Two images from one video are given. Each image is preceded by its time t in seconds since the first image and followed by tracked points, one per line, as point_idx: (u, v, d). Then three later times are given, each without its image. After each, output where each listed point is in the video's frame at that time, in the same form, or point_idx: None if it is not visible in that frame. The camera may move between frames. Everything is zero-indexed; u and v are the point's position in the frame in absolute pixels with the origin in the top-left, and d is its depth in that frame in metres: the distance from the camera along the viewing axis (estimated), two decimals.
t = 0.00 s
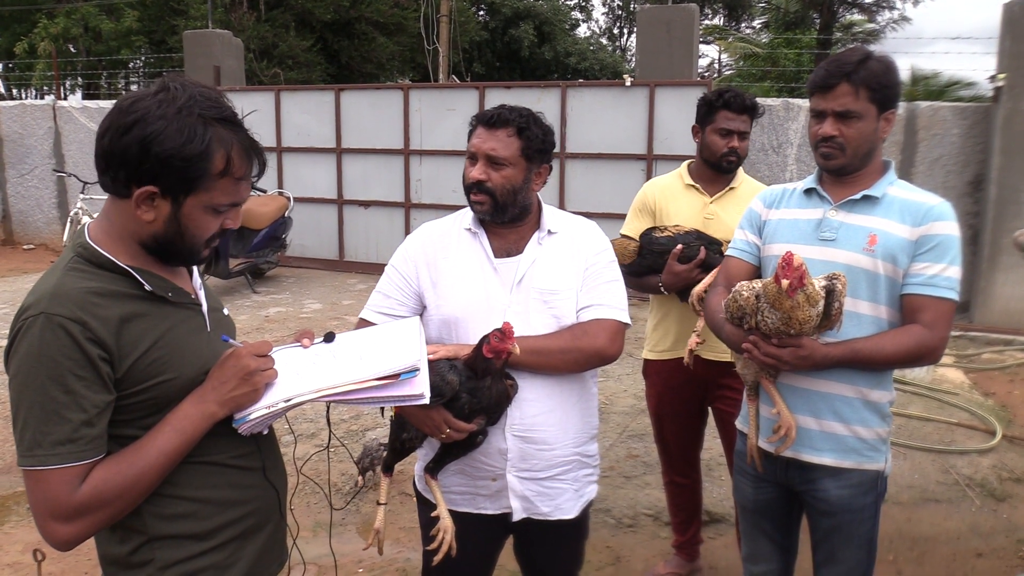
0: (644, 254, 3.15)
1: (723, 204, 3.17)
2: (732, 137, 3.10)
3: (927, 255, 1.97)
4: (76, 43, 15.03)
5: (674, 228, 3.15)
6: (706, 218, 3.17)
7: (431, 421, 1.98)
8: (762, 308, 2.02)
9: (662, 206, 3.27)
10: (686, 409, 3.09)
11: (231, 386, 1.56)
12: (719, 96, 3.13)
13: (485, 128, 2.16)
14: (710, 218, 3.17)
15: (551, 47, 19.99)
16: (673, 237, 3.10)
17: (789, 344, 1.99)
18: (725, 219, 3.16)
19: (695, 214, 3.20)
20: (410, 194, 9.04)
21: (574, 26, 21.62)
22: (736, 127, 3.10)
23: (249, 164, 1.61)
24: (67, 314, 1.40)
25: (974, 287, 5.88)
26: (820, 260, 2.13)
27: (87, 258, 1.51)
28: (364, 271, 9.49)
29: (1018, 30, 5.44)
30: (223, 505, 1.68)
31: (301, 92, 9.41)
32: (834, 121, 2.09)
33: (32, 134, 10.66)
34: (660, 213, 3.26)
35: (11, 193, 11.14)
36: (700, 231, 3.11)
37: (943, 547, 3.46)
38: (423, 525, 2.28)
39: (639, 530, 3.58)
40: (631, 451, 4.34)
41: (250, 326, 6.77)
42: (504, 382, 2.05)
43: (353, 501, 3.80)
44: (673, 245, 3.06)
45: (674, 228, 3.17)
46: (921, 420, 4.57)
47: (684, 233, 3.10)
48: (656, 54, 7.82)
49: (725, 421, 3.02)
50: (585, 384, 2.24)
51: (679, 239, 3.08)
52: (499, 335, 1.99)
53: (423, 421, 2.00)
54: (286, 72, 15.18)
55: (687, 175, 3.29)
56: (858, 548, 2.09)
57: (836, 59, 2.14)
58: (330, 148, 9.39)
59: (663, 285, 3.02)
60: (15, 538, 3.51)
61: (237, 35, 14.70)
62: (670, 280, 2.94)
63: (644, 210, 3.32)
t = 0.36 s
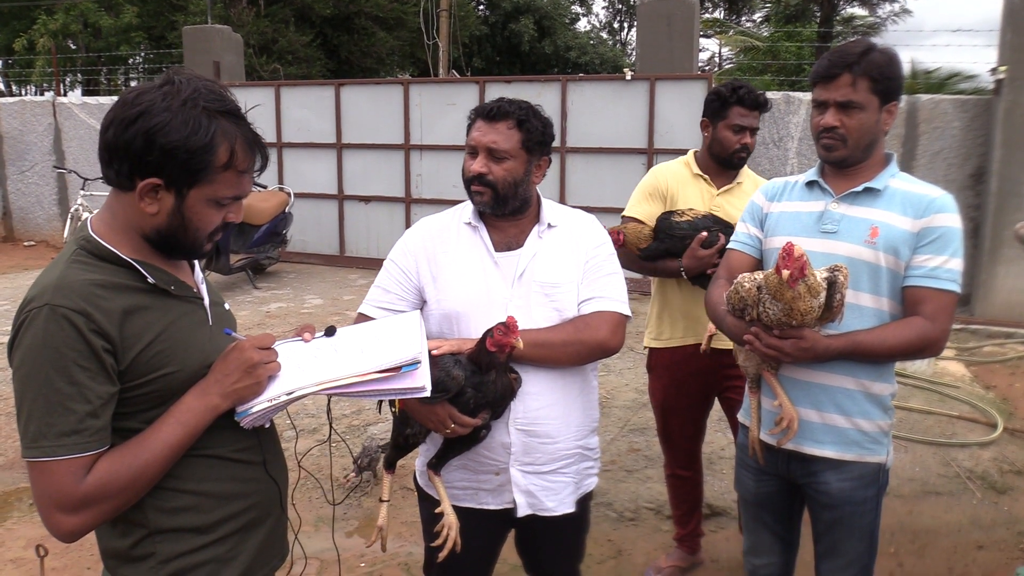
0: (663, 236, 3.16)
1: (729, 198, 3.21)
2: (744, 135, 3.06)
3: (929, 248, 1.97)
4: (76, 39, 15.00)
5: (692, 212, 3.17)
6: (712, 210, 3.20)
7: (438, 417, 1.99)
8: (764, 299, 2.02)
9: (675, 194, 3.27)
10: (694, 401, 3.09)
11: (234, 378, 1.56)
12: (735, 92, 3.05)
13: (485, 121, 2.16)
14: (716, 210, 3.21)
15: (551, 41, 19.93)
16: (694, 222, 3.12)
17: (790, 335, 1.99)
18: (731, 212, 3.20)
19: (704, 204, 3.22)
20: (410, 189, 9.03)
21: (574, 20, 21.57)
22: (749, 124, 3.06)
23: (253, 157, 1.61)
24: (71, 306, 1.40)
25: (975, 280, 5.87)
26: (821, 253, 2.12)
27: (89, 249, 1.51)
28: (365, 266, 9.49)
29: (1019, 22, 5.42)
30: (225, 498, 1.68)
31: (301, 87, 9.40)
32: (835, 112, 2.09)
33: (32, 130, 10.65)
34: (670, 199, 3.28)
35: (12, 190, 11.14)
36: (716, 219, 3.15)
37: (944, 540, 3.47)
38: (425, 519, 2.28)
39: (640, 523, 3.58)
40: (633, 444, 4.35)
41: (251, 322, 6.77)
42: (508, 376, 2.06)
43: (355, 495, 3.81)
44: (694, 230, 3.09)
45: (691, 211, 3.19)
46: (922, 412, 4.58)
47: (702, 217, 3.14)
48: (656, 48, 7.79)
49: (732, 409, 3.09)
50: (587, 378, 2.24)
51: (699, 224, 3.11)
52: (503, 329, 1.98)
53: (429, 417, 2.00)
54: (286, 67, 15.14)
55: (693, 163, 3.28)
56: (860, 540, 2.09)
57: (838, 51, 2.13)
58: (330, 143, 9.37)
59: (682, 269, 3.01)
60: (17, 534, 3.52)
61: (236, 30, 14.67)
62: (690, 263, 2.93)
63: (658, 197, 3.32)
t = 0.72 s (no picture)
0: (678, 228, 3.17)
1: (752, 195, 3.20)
2: (771, 133, 3.06)
3: (929, 245, 1.98)
4: (76, 36, 15.00)
5: (710, 207, 3.17)
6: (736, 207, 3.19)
7: (444, 413, 2.00)
8: (763, 296, 2.02)
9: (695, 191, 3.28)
10: (709, 402, 3.10)
11: (237, 375, 1.56)
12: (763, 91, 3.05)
13: (487, 117, 2.16)
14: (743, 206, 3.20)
15: (552, 38, 19.91)
16: (709, 216, 3.12)
17: (789, 332, 1.99)
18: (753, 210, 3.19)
19: (725, 199, 3.21)
20: (411, 186, 9.03)
21: (575, 17, 21.55)
22: (775, 122, 3.06)
23: (250, 147, 1.62)
24: (74, 303, 1.41)
25: (975, 276, 5.87)
26: (820, 250, 2.13)
27: (92, 247, 1.51)
28: (365, 263, 9.49)
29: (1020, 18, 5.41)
30: (228, 494, 1.69)
31: (301, 84, 9.40)
32: (836, 109, 2.09)
33: (33, 127, 10.65)
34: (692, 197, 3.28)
35: (12, 187, 11.15)
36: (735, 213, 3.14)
37: (944, 536, 3.47)
38: (427, 516, 2.29)
39: (641, 520, 3.59)
40: (633, 441, 4.36)
41: (252, 318, 6.79)
42: (515, 372, 2.06)
43: (356, 492, 3.82)
44: (710, 224, 3.09)
45: (708, 206, 3.19)
46: (922, 409, 4.59)
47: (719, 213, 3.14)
48: (656, 44, 7.79)
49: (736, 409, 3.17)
50: (591, 376, 2.25)
51: (716, 218, 3.11)
52: (511, 326, 1.98)
53: (436, 414, 2.01)
54: (286, 64, 15.13)
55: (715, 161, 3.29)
56: (859, 536, 2.10)
57: (840, 48, 2.14)
58: (331, 140, 9.37)
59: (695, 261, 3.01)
60: (20, 530, 3.54)
61: (236, 27, 14.66)
62: (704, 255, 2.94)
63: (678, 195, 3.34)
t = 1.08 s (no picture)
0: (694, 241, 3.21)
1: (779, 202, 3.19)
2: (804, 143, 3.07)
3: (928, 249, 1.98)
4: (78, 35, 15.02)
5: (726, 219, 3.17)
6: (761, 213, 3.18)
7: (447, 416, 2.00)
8: (763, 299, 2.02)
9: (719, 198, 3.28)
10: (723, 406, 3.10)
11: (240, 377, 1.57)
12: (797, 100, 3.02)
13: (491, 120, 2.17)
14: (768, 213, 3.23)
15: (553, 39, 19.94)
16: (724, 228, 3.13)
17: (789, 336, 2.00)
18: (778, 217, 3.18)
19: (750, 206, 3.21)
20: (412, 187, 9.04)
21: (576, 19, 21.56)
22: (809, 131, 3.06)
23: (242, 133, 1.62)
24: (79, 303, 1.42)
25: (976, 280, 5.87)
26: (820, 254, 2.14)
27: (97, 248, 1.52)
28: (366, 264, 9.50)
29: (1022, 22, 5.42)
30: (230, 496, 1.70)
31: (303, 85, 9.40)
32: (838, 113, 2.10)
33: (34, 127, 10.67)
34: (717, 203, 3.29)
35: (14, 187, 11.17)
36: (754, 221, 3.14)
37: (944, 540, 3.48)
38: (427, 518, 2.29)
39: (641, 522, 3.60)
40: (634, 443, 4.36)
41: (253, 319, 6.79)
42: (518, 374, 2.06)
43: (356, 493, 3.82)
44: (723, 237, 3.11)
45: (725, 218, 3.19)
46: (922, 412, 4.59)
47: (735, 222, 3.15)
48: (658, 46, 7.79)
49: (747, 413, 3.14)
50: (592, 379, 2.26)
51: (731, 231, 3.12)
52: (514, 329, 1.97)
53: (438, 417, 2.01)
54: (288, 64, 15.14)
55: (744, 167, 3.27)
56: (859, 540, 2.11)
57: (841, 52, 2.15)
58: (332, 141, 9.38)
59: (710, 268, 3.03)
60: (20, 530, 3.54)
61: (238, 28, 14.68)
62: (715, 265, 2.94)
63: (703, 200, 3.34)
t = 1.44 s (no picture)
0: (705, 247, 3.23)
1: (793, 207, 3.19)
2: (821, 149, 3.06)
3: (930, 255, 1.98)
4: (81, 38, 15.06)
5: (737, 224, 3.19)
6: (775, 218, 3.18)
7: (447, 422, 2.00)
8: (765, 305, 2.02)
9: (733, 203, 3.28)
10: (731, 414, 3.09)
11: (242, 382, 1.57)
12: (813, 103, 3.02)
13: (496, 127, 2.17)
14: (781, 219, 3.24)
15: (556, 44, 19.98)
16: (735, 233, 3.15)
17: (791, 342, 1.99)
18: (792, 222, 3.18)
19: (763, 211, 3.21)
20: (414, 191, 9.04)
21: (578, 23, 21.60)
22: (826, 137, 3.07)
23: (245, 134, 1.62)
24: (83, 308, 1.42)
25: (978, 286, 5.87)
26: (822, 260, 2.13)
27: (101, 252, 1.52)
28: (368, 268, 9.51)
29: None
30: (231, 501, 1.70)
31: (306, 89, 9.42)
32: (842, 118, 2.10)
33: (37, 130, 10.69)
34: (730, 209, 3.29)
35: (16, 189, 11.18)
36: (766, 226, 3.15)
37: (946, 547, 3.46)
38: (428, 524, 2.29)
39: (642, 528, 3.59)
40: (635, 449, 4.35)
41: (254, 323, 6.79)
42: (518, 381, 2.06)
43: (357, 497, 3.82)
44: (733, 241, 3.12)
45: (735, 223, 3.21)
46: (924, 419, 4.58)
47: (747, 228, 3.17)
48: (661, 52, 7.81)
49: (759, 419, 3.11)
50: (594, 384, 2.25)
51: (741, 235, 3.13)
52: (516, 335, 1.97)
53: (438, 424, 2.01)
54: (291, 68, 15.16)
55: (759, 174, 3.28)
56: (860, 547, 2.10)
57: (845, 58, 2.15)
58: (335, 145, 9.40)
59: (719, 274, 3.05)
60: (20, 533, 3.54)
61: (241, 31, 14.72)
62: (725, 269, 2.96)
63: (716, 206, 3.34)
